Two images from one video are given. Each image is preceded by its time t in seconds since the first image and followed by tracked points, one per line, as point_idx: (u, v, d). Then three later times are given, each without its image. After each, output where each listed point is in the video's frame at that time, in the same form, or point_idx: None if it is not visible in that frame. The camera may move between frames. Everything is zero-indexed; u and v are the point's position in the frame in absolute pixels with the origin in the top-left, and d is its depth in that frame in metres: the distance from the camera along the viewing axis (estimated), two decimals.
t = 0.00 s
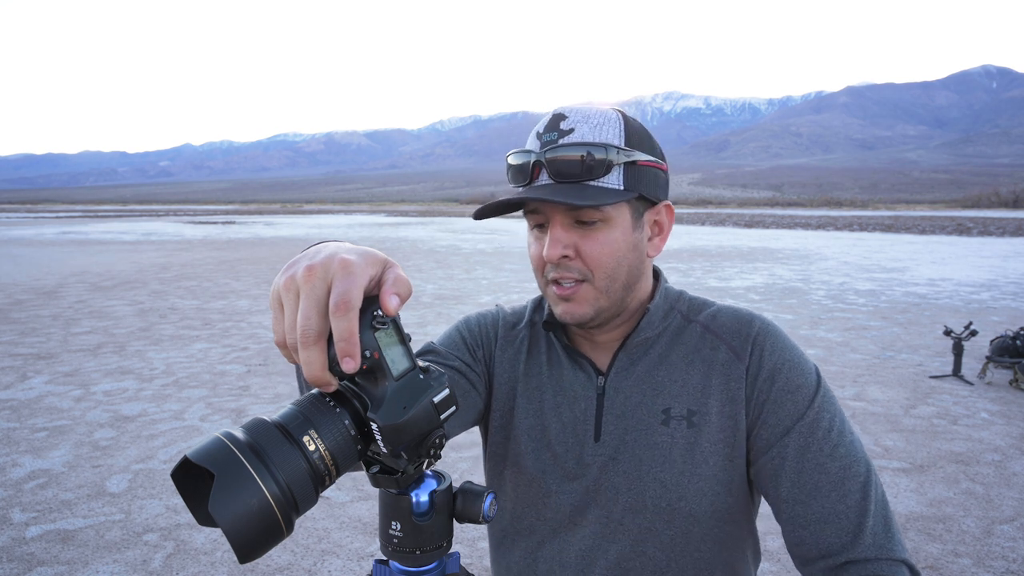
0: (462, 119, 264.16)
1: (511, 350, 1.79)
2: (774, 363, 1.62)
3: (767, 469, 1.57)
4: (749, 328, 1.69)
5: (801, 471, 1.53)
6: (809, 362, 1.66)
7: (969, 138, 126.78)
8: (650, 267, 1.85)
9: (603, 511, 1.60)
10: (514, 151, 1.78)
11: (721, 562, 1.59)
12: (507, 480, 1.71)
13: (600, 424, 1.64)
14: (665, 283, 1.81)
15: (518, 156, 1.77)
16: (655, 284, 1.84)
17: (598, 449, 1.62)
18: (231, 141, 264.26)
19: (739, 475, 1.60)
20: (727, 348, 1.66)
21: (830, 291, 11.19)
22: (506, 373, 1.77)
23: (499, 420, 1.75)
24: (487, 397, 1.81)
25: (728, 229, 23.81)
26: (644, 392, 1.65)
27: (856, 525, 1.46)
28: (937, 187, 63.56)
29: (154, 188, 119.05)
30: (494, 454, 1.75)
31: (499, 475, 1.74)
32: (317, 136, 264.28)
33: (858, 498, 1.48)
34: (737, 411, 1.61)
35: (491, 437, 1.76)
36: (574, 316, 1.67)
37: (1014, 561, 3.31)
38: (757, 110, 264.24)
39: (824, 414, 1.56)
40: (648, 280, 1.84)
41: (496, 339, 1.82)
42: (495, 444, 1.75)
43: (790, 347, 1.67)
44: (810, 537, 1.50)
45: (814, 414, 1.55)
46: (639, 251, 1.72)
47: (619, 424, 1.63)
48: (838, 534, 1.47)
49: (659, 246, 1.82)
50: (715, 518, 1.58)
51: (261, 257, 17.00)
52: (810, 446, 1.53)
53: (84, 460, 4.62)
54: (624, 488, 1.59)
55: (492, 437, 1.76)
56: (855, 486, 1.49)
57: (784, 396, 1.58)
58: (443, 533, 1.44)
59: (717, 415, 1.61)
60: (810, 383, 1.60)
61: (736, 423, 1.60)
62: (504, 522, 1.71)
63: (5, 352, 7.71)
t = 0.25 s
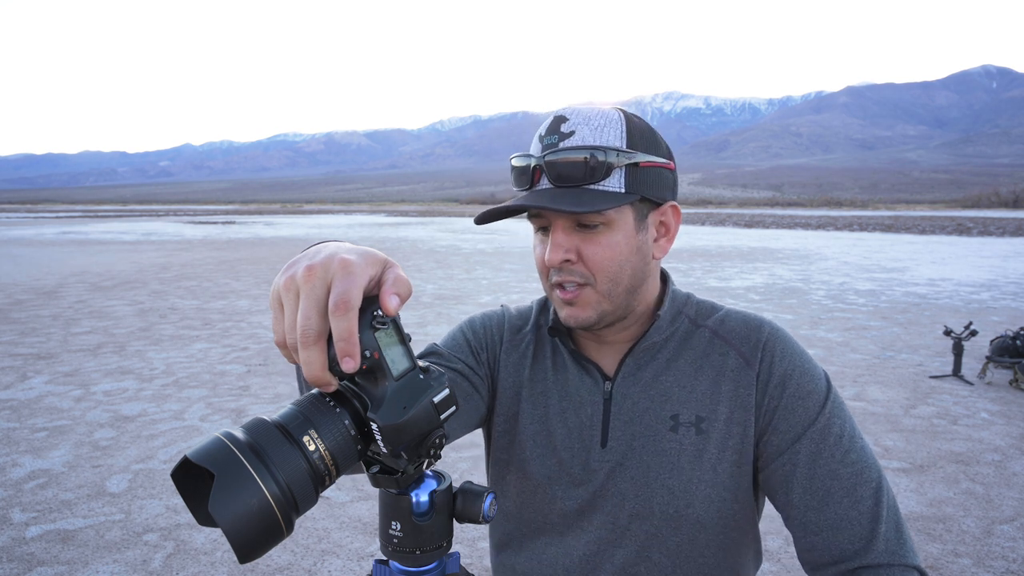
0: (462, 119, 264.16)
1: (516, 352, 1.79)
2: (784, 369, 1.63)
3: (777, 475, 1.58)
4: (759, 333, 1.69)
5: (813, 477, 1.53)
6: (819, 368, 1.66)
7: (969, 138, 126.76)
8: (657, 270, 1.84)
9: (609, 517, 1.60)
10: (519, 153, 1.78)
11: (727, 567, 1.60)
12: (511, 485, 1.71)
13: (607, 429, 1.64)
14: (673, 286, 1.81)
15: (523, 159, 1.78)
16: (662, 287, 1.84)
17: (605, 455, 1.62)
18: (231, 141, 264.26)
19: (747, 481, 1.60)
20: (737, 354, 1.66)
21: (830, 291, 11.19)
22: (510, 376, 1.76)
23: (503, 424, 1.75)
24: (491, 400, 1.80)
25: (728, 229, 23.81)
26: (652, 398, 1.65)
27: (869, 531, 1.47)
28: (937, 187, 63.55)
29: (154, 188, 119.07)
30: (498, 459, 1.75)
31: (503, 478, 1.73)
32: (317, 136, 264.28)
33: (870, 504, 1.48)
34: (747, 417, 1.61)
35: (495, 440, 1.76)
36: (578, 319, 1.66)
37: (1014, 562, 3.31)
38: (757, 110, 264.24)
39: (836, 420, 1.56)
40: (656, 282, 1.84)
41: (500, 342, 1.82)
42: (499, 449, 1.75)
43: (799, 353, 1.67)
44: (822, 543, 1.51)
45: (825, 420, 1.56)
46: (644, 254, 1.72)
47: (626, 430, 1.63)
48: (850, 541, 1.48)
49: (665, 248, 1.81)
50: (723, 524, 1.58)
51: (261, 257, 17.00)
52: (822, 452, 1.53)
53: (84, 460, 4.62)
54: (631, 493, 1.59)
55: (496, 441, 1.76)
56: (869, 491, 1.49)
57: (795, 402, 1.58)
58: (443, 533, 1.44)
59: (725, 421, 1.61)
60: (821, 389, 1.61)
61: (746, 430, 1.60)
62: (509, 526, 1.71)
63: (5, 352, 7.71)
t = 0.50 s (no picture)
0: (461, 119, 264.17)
1: (518, 353, 1.78)
2: (786, 369, 1.63)
3: (778, 476, 1.58)
4: (760, 334, 1.69)
5: (814, 477, 1.53)
6: (820, 369, 1.66)
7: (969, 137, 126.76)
8: (660, 271, 1.84)
9: (610, 518, 1.60)
10: (525, 152, 1.79)
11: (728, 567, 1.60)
12: (513, 485, 1.71)
13: (609, 430, 1.64)
14: (676, 287, 1.80)
15: (529, 157, 1.78)
16: (665, 288, 1.83)
17: (607, 455, 1.62)
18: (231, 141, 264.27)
19: (748, 482, 1.60)
20: (739, 355, 1.66)
21: (830, 291, 11.19)
22: (512, 377, 1.76)
23: (504, 425, 1.75)
24: (492, 400, 1.80)
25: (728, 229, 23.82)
26: (653, 398, 1.65)
27: (869, 532, 1.47)
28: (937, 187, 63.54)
29: (154, 188, 119.08)
30: (500, 460, 1.75)
31: (504, 479, 1.73)
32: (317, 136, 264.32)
33: (871, 504, 1.48)
34: (748, 418, 1.61)
35: (497, 442, 1.75)
36: (581, 321, 1.67)
37: (1014, 561, 3.31)
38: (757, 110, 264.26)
39: (837, 420, 1.56)
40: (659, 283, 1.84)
41: (502, 343, 1.82)
42: (500, 450, 1.75)
43: (800, 354, 1.67)
44: (822, 544, 1.51)
45: (826, 420, 1.56)
46: (648, 257, 1.71)
47: (628, 430, 1.63)
48: (850, 541, 1.48)
49: (670, 250, 1.80)
50: (724, 524, 1.59)
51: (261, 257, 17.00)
52: (823, 452, 1.53)
53: (84, 460, 4.62)
54: (632, 494, 1.59)
55: (497, 442, 1.75)
56: (869, 491, 1.49)
57: (796, 402, 1.58)
58: (443, 533, 1.44)
59: (726, 422, 1.61)
60: (822, 390, 1.61)
61: (747, 430, 1.60)
62: (511, 526, 1.71)
63: (5, 352, 7.71)
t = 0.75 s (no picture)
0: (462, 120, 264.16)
1: (519, 354, 1.78)
2: (787, 369, 1.63)
3: (780, 476, 1.58)
4: (762, 333, 1.69)
5: (815, 476, 1.53)
6: (822, 368, 1.66)
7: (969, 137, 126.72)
8: (661, 271, 1.84)
9: (613, 518, 1.60)
10: (525, 150, 1.78)
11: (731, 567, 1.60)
12: (515, 487, 1.71)
13: (611, 430, 1.64)
14: (677, 287, 1.80)
15: (529, 156, 1.77)
16: (666, 288, 1.83)
17: (610, 456, 1.62)
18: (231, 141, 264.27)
19: (750, 482, 1.60)
20: (741, 355, 1.66)
21: (830, 291, 11.19)
22: (513, 378, 1.76)
23: (505, 426, 1.74)
24: (493, 401, 1.80)
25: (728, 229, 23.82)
26: (655, 399, 1.65)
27: (871, 532, 1.47)
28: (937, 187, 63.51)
29: (154, 188, 119.05)
30: (501, 461, 1.74)
31: (506, 480, 1.73)
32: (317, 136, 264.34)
33: (872, 504, 1.48)
34: (750, 418, 1.61)
35: (498, 443, 1.75)
36: (581, 320, 1.67)
37: (1014, 561, 3.31)
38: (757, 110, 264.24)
39: (838, 420, 1.56)
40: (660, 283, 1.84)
41: (503, 344, 1.82)
42: (502, 451, 1.74)
43: (802, 353, 1.67)
44: (824, 543, 1.51)
45: (827, 419, 1.56)
46: (648, 256, 1.71)
47: (630, 431, 1.63)
48: (851, 542, 1.48)
49: (670, 250, 1.80)
50: (727, 523, 1.59)
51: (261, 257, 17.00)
52: (825, 452, 1.53)
53: (84, 460, 4.62)
54: (635, 494, 1.59)
55: (498, 443, 1.75)
56: (870, 491, 1.49)
57: (798, 402, 1.58)
58: (443, 533, 1.44)
59: (728, 422, 1.61)
60: (824, 390, 1.61)
61: (749, 430, 1.60)
62: (514, 528, 1.71)
63: (5, 352, 7.71)
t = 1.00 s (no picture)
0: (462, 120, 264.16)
1: (521, 355, 1.79)
2: (787, 366, 1.63)
3: (782, 475, 1.58)
4: (762, 331, 1.69)
5: (817, 473, 1.53)
6: (822, 366, 1.66)
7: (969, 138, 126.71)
8: (660, 269, 1.85)
9: (616, 519, 1.60)
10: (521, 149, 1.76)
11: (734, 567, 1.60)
12: (518, 488, 1.71)
13: (613, 431, 1.63)
14: (676, 286, 1.81)
15: (526, 155, 1.75)
16: (666, 286, 1.84)
17: (612, 456, 1.62)
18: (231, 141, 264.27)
19: (752, 481, 1.60)
20: (741, 353, 1.66)
21: (830, 291, 11.19)
22: (514, 379, 1.76)
23: (507, 427, 1.74)
24: (495, 401, 1.80)
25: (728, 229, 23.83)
26: (657, 398, 1.65)
27: (872, 530, 1.46)
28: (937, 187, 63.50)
29: (154, 188, 119.08)
30: (504, 462, 1.74)
31: (509, 481, 1.73)
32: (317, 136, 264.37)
33: (874, 502, 1.48)
34: (751, 417, 1.61)
35: (500, 444, 1.75)
36: (585, 313, 1.67)
37: (1014, 562, 3.31)
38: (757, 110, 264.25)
39: (839, 417, 1.56)
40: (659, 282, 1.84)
41: (505, 344, 1.82)
42: (504, 453, 1.74)
43: (802, 351, 1.67)
44: (826, 542, 1.51)
45: (828, 417, 1.56)
46: (649, 248, 1.72)
47: (632, 431, 1.63)
48: (853, 539, 1.48)
49: (669, 245, 1.81)
50: (730, 522, 1.58)
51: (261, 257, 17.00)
52: (826, 450, 1.53)
53: (84, 460, 4.62)
54: (637, 494, 1.59)
55: (501, 444, 1.75)
56: (871, 489, 1.49)
57: (799, 400, 1.58)
58: (443, 533, 1.44)
59: (729, 421, 1.61)
60: (824, 388, 1.60)
61: (750, 429, 1.60)
62: (516, 529, 1.71)
63: (5, 352, 7.71)
